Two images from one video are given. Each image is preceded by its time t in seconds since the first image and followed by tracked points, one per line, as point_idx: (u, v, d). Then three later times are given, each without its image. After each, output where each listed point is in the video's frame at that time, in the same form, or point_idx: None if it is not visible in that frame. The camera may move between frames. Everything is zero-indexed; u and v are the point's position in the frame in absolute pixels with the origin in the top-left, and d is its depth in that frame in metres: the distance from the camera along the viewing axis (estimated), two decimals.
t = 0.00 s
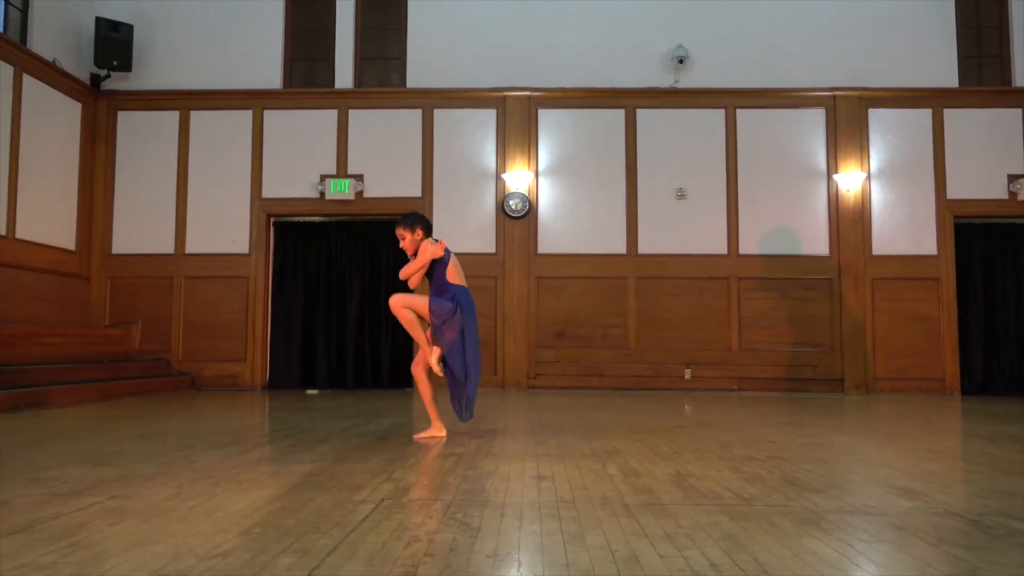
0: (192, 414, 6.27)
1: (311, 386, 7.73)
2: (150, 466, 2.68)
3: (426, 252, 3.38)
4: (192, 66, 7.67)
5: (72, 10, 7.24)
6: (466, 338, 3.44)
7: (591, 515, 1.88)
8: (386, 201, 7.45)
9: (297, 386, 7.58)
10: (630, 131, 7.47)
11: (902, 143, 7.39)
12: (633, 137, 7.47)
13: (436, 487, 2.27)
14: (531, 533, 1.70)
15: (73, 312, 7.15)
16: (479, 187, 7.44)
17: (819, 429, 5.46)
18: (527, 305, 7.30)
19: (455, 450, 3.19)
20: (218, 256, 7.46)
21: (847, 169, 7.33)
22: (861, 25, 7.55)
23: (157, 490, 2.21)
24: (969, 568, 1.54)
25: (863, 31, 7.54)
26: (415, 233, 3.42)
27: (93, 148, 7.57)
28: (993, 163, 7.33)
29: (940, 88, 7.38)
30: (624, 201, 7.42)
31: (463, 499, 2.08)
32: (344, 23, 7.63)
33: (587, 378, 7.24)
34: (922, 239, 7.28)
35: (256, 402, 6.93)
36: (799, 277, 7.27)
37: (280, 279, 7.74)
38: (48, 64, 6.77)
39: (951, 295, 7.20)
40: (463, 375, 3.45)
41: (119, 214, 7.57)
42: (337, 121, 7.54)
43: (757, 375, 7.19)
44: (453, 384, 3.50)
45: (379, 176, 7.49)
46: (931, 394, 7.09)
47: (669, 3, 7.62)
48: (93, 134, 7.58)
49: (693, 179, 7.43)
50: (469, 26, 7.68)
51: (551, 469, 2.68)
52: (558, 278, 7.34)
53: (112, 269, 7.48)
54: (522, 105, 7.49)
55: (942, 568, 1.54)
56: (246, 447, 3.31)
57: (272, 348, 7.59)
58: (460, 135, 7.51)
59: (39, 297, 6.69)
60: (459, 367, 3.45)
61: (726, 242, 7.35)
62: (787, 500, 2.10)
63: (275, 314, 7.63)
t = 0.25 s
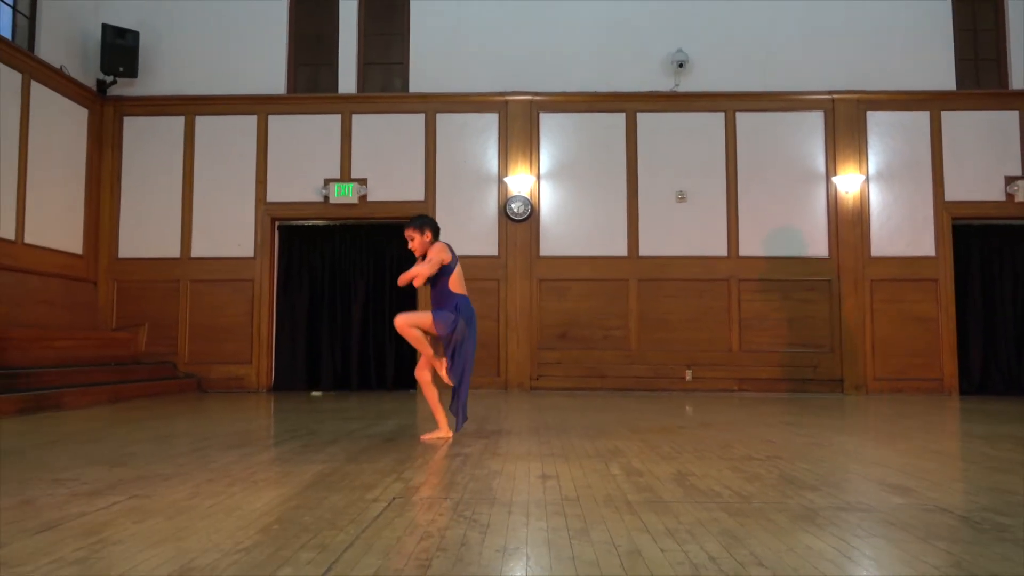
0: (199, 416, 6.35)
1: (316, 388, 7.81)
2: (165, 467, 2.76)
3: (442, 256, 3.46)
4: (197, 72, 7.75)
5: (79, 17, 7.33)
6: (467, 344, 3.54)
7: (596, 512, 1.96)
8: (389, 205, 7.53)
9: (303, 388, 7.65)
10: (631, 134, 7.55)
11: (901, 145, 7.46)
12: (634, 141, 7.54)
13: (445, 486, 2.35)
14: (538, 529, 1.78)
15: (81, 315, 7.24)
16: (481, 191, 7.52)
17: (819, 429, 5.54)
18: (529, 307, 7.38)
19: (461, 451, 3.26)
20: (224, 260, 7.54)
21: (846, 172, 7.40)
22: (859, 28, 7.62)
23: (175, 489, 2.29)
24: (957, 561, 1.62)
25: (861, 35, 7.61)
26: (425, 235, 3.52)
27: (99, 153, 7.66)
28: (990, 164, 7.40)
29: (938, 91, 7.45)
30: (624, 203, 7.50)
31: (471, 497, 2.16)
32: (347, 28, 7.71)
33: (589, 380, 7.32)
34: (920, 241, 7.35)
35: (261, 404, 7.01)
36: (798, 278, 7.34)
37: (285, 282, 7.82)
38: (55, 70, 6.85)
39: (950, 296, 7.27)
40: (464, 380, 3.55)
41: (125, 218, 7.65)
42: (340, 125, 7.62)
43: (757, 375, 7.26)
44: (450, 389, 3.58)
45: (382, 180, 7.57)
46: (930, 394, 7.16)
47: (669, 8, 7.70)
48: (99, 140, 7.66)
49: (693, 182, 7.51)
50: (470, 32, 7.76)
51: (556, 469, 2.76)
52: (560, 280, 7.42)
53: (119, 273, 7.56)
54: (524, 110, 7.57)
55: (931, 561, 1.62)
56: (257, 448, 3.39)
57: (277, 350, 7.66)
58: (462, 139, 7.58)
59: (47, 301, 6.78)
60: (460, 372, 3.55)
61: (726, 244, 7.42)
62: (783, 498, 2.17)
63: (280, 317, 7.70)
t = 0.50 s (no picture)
0: (207, 418, 6.42)
1: (322, 389, 7.88)
2: (182, 467, 2.83)
3: (457, 253, 3.49)
4: (204, 76, 7.84)
5: (87, 23, 7.41)
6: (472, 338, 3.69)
7: (604, 510, 2.03)
8: (394, 208, 7.61)
9: (308, 390, 7.72)
10: (633, 138, 7.62)
11: (900, 148, 7.53)
12: (636, 144, 7.62)
13: (455, 485, 2.42)
14: (548, 526, 1.85)
15: (88, 318, 7.31)
16: (485, 194, 7.60)
17: (820, 430, 5.60)
18: (532, 309, 7.45)
19: (469, 452, 3.33)
20: (230, 262, 7.62)
21: (846, 174, 7.47)
22: (859, 32, 7.69)
23: (194, 489, 2.36)
24: (951, 556, 1.69)
25: (860, 39, 7.68)
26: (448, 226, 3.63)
27: (107, 157, 7.74)
28: (989, 167, 7.47)
29: (937, 95, 7.52)
30: (627, 206, 7.57)
31: (482, 496, 2.24)
32: (352, 33, 7.79)
33: (591, 381, 7.39)
34: (919, 243, 7.42)
35: (267, 405, 7.08)
36: (799, 280, 7.42)
37: (290, 286, 7.84)
38: (63, 75, 6.94)
39: (949, 298, 7.34)
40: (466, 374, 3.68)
41: (132, 222, 7.73)
42: (345, 129, 7.70)
43: (758, 376, 7.33)
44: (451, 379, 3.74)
45: (387, 183, 7.65)
46: (929, 395, 7.23)
47: (670, 13, 7.77)
48: (107, 144, 7.74)
49: (695, 185, 7.57)
50: (474, 36, 7.84)
51: (563, 468, 2.83)
52: (563, 283, 7.49)
53: (126, 276, 7.64)
54: (527, 113, 7.64)
55: (925, 556, 1.70)
56: (268, 449, 3.46)
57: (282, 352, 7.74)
58: (466, 143, 7.66)
59: (56, 304, 6.85)
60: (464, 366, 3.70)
61: (727, 247, 7.49)
62: (784, 496, 2.24)
63: (286, 319, 7.77)
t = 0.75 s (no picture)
0: (213, 419, 6.48)
1: (326, 390, 7.93)
2: (195, 467, 2.89)
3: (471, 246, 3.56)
4: (209, 80, 7.90)
5: (94, 27, 7.47)
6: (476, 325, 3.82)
7: (610, 509, 2.08)
8: (398, 210, 7.67)
9: (313, 391, 7.78)
10: (635, 140, 7.67)
11: (901, 151, 7.57)
12: (638, 147, 7.67)
13: (465, 485, 2.48)
14: (557, 524, 1.90)
15: (95, 320, 7.37)
16: (488, 196, 7.65)
17: (821, 430, 5.64)
18: (536, 311, 7.51)
19: (476, 452, 3.39)
20: (236, 264, 7.68)
21: (847, 176, 7.52)
22: (860, 35, 7.74)
23: (210, 488, 2.42)
24: (950, 553, 1.75)
25: (861, 42, 7.73)
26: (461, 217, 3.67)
27: (114, 160, 7.80)
28: (989, 170, 7.51)
29: (937, 97, 7.57)
30: (629, 208, 7.62)
31: (491, 495, 2.29)
32: (356, 37, 7.85)
33: (594, 382, 7.44)
34: (920, 244, 7.47)
35: (273, 406, 7.14)
36: (800, 281, 7.47)
37: (295, 289, 7.89)
38: (71, 79, 7.00)
39: (950, 299, 7.39)
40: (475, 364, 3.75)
41: (138, 224, 7.79)
42: (350, 132, 7.76)
43: (760, 377, 7.38)
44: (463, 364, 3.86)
45: (391, 186, 7.71)
46: (930, 395, 7.28)
47: (673, 16, 7.83)
48: (113, 147, 7.80)
49: (697, 188, 7.62)
50: (477, 40, 7.90)
51: (569, 469, 2.88)
52: (566, 284, 7.55)
53: (132, 278, 7.70)
54: (530, 116, 7.69)
55: (924, 553, 1.75)
56: (278, 450, 3.52)
57: (288, 354, 7.79)
58: (469, 146, 7.71)
59: (63, 306, 6.91)
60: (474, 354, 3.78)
61: (729, 248, 7.55)
62: (786, 496, 2.30)
63: (291, 321, 7.83)
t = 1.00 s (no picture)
0: (213, 421, 6.53)
1: (326, 392, 7.97)
2: (193, 470, 2.93)
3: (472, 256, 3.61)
4: (209, 84, 7.94)
5: (94, 31, 7.51)
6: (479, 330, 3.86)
7: (602, 510, 2.12)
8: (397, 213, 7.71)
9: (312, 392, 7.82)
10: (633, 143, 7.71)
11: (897, 153, 7.61)
12: (636, 149, 7.70)
13: (458, 487, 2.52)
14: (546, 525, 1.94)
15: (96, 322, 7.42)
16: (486, 199, 7.69)
17: (817, 432, 5.68)
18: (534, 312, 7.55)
19: (471, 454, 3.43)
20: (235, 267, 7.72)
21: (843, 178, 7.55)
22: (856, 38, 7.77)
23: (207, 490, 2.46)
24: (932, 552, 1.78)
25: (858, 44, 7.76)
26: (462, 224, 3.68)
27: (114, 164, 7.85)
28: (985, 171, 7.55)
29: (933, 99, 7.60)
30: (627, 210, 7.66)
31: (483, 496, 2.33)
32: (355, 40, 7.89)
33: (592, 383, 7.48)
34: (916, 246, 7.51)
35: (273, 408, 7.19)
36: (797, 283, 7.50)
37: (295, 291, 7.93)
38: (71, 83, 7.05)
39: (946, 300, 7.42)
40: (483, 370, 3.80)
41: (138, 227, 7.83)
42: (349, 136, 7.80)
43: (757, 378, 7.42)
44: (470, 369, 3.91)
45: (390, 188, 7.74)
46: (926, 396, 7.31)
47: (671, 19, 7.86)
48: (114, 151, 7.85)
49: (694, 190, 7.66)
50: (475, 43, 7.93)
51: (563, 471, 2.92)
52: (564, 286, 7.59)
53: (133, 280, 7.75)
54: (528, 119, 7.73)
55: (903, 554, 1.79)
56: (275, 452, 3.56)
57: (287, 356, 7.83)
58: (467, 148, 7.75)
59: (64, 309, 6.96)
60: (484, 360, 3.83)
61: (726, 250, 7.58)
62: (773, 497, 2.33)
63: (291, 323, 7.87)
